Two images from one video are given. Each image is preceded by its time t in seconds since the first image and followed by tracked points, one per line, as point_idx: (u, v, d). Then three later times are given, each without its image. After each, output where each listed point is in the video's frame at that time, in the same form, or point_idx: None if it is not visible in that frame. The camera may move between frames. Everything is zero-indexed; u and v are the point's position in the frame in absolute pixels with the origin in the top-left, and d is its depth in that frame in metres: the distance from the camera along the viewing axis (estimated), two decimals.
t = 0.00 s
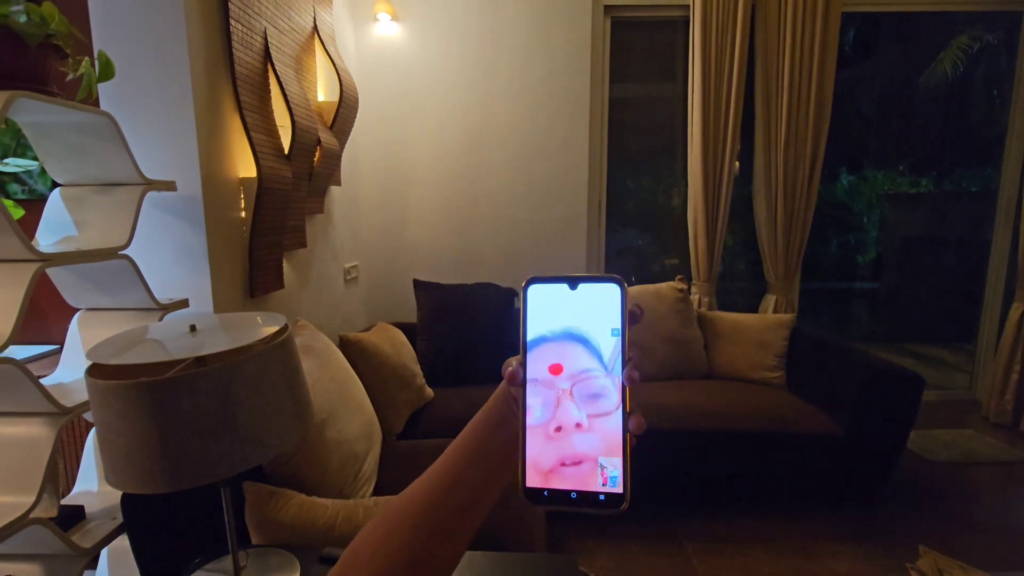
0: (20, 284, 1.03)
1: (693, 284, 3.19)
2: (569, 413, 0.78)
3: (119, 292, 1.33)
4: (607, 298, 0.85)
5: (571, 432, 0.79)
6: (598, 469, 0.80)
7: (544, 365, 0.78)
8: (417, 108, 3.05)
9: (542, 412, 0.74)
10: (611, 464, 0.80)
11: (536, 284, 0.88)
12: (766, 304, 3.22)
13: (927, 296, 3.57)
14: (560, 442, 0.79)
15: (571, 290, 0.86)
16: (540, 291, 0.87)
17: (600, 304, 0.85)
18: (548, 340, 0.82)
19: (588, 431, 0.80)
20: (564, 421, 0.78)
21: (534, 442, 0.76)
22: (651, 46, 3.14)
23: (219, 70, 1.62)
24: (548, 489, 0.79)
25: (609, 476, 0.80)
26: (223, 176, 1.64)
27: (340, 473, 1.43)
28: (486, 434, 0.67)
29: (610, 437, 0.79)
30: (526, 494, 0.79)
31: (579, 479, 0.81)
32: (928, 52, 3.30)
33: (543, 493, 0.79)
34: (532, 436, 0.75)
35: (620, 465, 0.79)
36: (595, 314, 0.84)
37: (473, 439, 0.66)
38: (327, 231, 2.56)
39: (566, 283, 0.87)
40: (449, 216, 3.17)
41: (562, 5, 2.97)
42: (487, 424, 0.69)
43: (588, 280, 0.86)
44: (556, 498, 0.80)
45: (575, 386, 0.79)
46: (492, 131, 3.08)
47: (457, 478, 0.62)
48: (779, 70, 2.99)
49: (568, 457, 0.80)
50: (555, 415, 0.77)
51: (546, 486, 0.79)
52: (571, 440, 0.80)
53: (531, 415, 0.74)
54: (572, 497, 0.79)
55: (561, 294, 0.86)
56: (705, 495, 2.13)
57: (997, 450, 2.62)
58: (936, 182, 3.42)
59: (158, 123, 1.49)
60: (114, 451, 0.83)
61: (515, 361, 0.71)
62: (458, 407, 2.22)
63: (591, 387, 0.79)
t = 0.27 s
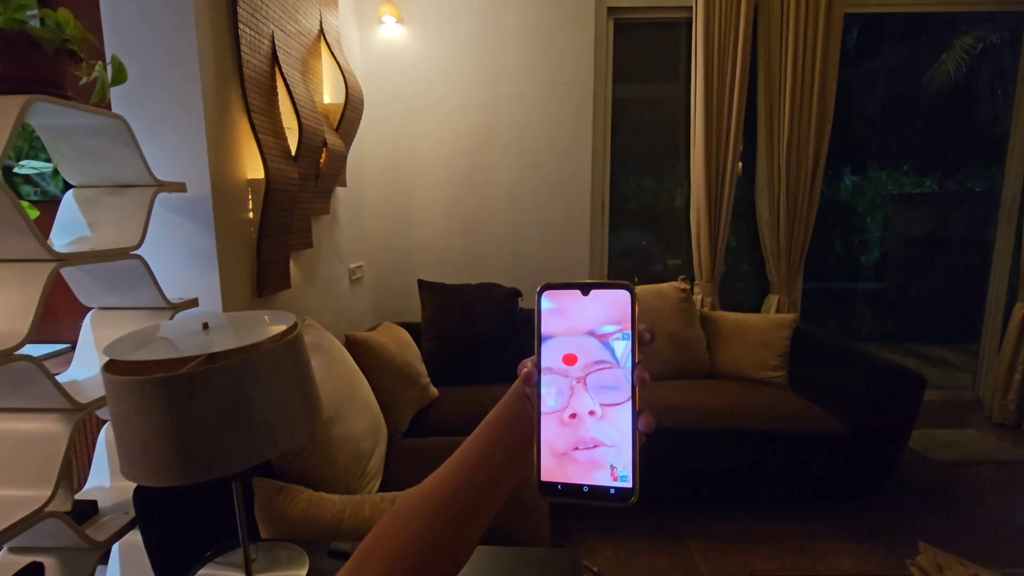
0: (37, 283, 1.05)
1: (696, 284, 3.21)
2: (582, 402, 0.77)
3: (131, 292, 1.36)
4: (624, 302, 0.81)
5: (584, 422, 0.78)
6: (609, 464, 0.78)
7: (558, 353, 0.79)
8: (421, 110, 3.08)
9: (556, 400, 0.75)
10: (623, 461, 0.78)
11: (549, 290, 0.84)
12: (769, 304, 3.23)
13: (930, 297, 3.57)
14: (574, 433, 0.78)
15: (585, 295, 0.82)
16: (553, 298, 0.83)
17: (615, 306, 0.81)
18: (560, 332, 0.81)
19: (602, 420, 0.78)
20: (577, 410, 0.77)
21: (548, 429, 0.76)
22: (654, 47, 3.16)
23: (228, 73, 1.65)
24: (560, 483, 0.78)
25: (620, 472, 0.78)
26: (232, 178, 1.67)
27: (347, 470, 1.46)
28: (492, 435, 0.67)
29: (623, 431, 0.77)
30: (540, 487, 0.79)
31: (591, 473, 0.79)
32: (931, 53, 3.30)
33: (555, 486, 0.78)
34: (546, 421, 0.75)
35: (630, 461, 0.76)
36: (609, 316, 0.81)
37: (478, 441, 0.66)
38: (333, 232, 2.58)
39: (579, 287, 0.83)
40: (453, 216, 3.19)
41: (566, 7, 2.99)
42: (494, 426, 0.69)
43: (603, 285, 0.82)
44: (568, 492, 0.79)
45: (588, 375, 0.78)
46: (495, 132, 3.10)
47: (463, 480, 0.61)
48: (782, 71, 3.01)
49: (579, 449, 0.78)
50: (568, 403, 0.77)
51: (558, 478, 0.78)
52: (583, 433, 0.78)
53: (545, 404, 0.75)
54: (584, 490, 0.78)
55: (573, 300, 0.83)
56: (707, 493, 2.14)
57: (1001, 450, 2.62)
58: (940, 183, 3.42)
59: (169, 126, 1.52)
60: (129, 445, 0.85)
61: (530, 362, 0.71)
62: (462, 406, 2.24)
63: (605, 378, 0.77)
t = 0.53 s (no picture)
0: (58, 280, 1.09)
1: (699, 283, 3.23)
2: (590, 390, 0.73)
3: (146, 289, 1.40)
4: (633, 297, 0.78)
5: (588, 410, 0.74)
6: (616, 444, 0.76)
7: (568, 343, 0.73)
8: (426, 111, 3.11)
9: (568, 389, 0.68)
10: (629, 441, 0.76)
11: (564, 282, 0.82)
12: (771, 303, 3.25)
13: (932, 296, 3.59)
14: (580, 422, 0.73)
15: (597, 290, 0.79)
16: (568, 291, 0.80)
17: (624, 299, 0.78)
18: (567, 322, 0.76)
19: (605, 408, 0.75)
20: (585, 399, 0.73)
21: (558, 418, 0.70)
22: (657, 49, 3.18)
23: (239, 76, 1.69)
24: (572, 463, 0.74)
25: (625, 452, 0.76)
26: (242, 178, 1.70)
27: (356, 463, 1.49)
28: (486, 438, 0.48)
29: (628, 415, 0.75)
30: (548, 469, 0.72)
31: (598, 454, 0.76)
32: (933, 54, 3.32)
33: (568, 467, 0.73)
34: (562, 413, 0.69)
35: (635, 443, 0.74)
36: (617, 306, 0.78)
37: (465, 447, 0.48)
38: (340, 232, 2.62)
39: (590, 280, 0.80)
40: (458, 216, 3.22)
41: (570, 9, 3.02)
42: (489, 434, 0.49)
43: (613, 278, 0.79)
44: (578, 472, 0.74)
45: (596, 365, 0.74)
46: (499, 134, 3.13)
47: (467, 479, 0.46)
48: (784, 72, 3.03)
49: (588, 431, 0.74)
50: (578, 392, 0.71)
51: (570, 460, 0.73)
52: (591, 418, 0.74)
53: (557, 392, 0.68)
54: (593, 471, 0.75)
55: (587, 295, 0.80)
56: (709, 489, 2.17)
57: (1001, 448, 2.64)
58: (942, 183, 3.44)
59: (182, 127, 1.56)
60: (150, 435, 0.88)
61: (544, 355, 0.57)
62: (467, 403, 2.27)
63: (611, 369, 0.73)
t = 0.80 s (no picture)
0: (82, 276, 1.13)
1: (701, 283, 3.26)
2: (594, 374, 0.72)
3: (163, 286, 1.44)
4: (636, 292, 0.80)
5: (596, 396, 0.74)
6: (628, 423, 0.78)
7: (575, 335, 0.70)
8: (432, 112, 3.15)
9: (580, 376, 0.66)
10: (639, 420, 0.78)
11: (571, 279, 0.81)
12: (772, 303, 3.28)
13: (933, 296, 3.61)
14: (588, 406, 0.72)
15: (601, 283, 0.79)
16: (574, 286, 0.80)
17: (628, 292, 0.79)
18: (570, 317, 0.75)
19: (609, 391, 0.75)
20: (589, 384, 0.71)
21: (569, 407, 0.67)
22: (660, 51, 3.22)
23: (252, 79, 1.73)
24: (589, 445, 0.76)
25: (638, 430, 0.78)
26: (255, 178, 1.74)
27: (366, 457, 1.53)
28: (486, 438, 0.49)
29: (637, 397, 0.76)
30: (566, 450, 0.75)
31: (612, 434, 0.78)
32: (935, 56, 3.35)
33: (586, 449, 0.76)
34: (569, 401, 0.67)
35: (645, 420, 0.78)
36: (622, 297, 0.79)
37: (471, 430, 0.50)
38: (347, 231, 2.66)
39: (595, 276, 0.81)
40: (463, 216, 3.26)
41: (574, 11, 3.05)
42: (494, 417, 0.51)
43: (617, 273, 0.81)
44: (595, 452, 0.77)
45: (600, 352, 0.72)
46: (504, 135, 3.17)
47: (468, 479, 0.47)
48: (786, 74, 3.06)
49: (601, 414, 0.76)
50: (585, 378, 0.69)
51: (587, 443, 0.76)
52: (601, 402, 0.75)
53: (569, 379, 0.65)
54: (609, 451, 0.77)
55: (593, 289, 0.80)
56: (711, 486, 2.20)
57: (1001, 447, 2.66)
58: (943, 184, 3.46)
59: (197, 129, 1.60)
60: (174, 424, 0.92)
61: (559, 342, 0.60)
62: (473, 400, 2.31)
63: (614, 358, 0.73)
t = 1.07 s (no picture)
0: (105, 270, 1.17)
1: (705, 281, 3.29)
2: (607, 357, 0.74)
3: (180, 281, 1.48)
4: (647, 280, 0.83)
5: (608, 377, 0.75)
6: (640, 401, 0.80)
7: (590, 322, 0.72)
8: (439, 112, 3.19)
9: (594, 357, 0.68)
10: (650, 397, 0.81)
11: (584, 270, 0.83)
12: (775, 302, 3.30)
13: (935, 296, 3.63)
14: (602, 387, 0.74)
15: (614, 273, 0.81)
16: (587, 276, 0.82)
17: (638, 278, 0.82)
18: (584, 306, 0.77)
19: (622, 371, 0.76)
20: (604, 367, 0.73)
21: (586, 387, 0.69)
22: (664, 51, 3.25)
23: (265, 79, 1.77)
24: (605, 421, 0.78)
25: (650, 406, 0.81)
26: (267, 177, 1.78)
27: (376, 449, 1.56)
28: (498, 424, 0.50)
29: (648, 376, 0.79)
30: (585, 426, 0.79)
31: (626, 411, 0.79)
32: (938, 56, 3.37)
33: (602, 425, 0.78)
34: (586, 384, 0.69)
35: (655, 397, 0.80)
36: (633, 285, 0.82)
37: (476, 422, 0.50)
38: (355, 229, 2.70)
39: (607, 266, 0.83)
40: (468, 214, 3.29)
41: (579, 12, 3.09)
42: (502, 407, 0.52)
43: (627, 262, 0.82)
44: (612, 428, 0.79)
45: (612, 337, 0.74)
46: (509, 134, 3.20)
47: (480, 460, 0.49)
48: (790, 74, 3.09)
49: (615, 393, 0.77)
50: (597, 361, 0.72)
51: (602, 419, 0.78)
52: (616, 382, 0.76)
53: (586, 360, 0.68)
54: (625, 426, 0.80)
55: (605, 278, 0.82)
56: (713, 481, 2.23)
57: (1001, 445, 2.69)
58: (946, 184, 3.48)
59: (212, 128, 1.64)
60: (197, 412, 0.96)
61: (575, 328, 0.59)
62: (479, 396, 2.35)
63: (626, 341, 0.75)
